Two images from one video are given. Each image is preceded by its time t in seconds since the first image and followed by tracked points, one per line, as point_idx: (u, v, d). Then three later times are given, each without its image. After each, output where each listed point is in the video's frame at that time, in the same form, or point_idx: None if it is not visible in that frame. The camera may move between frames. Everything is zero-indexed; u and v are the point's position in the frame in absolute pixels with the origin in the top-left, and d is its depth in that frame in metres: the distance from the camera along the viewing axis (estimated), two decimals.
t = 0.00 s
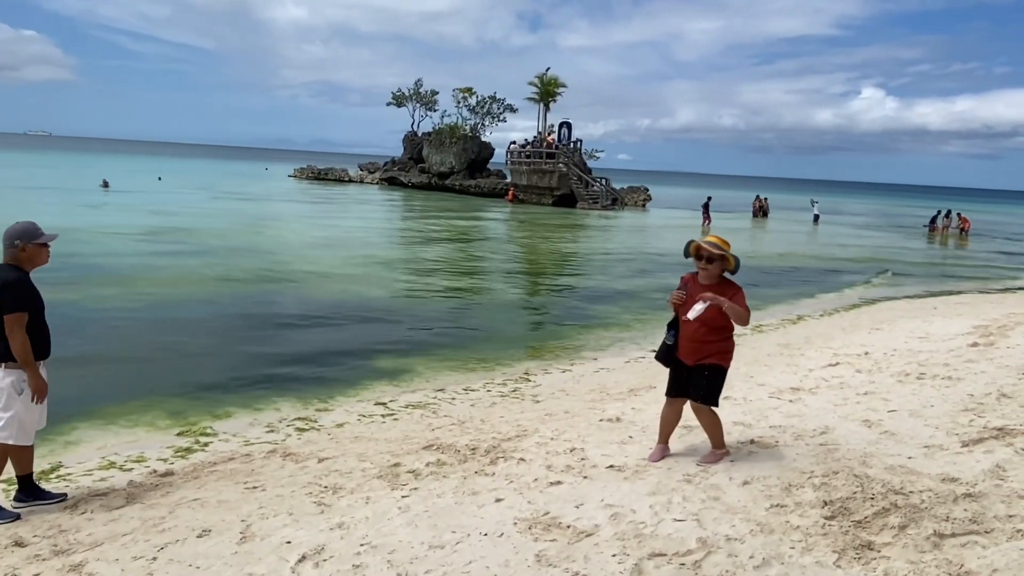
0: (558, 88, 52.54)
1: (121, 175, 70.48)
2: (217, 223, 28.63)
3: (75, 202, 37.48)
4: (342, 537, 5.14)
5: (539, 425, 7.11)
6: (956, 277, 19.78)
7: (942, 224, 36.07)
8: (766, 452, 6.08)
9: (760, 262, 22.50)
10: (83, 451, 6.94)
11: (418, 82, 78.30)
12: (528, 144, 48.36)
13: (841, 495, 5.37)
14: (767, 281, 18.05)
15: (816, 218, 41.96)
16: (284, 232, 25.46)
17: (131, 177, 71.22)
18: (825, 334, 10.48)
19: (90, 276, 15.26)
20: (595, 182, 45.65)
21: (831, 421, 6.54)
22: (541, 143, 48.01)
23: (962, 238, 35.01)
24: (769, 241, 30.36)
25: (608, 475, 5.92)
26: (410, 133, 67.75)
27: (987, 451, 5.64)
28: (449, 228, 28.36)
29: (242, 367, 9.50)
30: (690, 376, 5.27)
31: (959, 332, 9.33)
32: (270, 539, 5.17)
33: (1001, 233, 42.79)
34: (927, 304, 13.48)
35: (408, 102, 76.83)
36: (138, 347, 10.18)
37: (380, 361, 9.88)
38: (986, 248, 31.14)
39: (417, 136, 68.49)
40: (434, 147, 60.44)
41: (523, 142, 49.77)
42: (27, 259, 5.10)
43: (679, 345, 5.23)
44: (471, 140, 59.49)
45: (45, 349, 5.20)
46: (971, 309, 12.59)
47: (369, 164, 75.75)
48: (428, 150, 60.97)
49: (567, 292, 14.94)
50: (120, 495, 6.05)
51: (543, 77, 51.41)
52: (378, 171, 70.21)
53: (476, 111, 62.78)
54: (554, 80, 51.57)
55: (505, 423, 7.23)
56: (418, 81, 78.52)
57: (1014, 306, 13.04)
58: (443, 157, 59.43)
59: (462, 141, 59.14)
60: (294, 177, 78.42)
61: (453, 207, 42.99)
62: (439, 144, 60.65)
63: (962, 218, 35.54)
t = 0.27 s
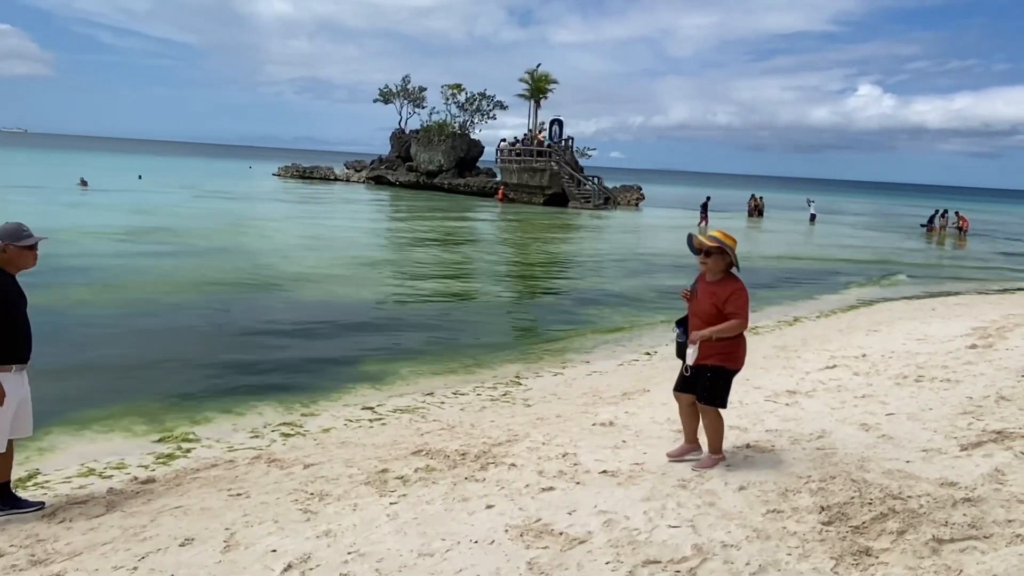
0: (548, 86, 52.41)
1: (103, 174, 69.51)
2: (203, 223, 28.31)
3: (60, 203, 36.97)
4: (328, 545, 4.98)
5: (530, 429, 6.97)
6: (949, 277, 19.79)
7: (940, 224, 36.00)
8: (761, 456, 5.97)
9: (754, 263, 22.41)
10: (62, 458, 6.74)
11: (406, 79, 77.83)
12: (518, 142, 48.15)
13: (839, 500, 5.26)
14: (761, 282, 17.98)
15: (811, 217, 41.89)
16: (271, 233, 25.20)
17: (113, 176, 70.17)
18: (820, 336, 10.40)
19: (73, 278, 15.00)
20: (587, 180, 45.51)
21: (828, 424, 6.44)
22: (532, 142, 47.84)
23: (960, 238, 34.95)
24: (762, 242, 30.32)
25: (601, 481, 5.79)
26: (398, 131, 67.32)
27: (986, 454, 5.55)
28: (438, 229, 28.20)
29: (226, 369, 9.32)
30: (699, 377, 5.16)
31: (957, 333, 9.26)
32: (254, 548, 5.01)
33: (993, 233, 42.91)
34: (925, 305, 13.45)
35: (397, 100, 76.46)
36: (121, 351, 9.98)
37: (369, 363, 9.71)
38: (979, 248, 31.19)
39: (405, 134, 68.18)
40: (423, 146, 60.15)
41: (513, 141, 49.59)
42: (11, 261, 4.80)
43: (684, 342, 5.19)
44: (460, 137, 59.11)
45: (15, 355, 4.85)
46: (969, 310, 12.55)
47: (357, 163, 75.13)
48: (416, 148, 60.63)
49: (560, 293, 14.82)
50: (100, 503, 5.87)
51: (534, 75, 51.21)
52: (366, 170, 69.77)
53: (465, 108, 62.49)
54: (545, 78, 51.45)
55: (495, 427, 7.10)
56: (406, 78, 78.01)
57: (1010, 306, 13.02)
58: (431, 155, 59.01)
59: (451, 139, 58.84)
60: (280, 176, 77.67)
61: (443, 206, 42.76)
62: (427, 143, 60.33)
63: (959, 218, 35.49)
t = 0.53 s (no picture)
0: (538, 85, 52.32)
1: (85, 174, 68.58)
2: (189, 224, 28.04)
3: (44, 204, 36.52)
4: (313, 552, 4.87)
5: (520, 434, 6.88)
6: (939, 279, 19.85)
7: (933, 224, 36.01)
8: (753, 459, 5.91)
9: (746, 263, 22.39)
10: (42, 464, 6.58)
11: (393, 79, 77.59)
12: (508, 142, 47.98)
13: (831, 504, 5.20)
14: (752, 283, 17.96)
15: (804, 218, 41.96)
16: (258, 234, 24.99)
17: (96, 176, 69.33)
18: (814, 338, 10.37)
19: (56, 281, 14.79)
20: (578, 181, 45.37)
21: (820, 428, 6.38)
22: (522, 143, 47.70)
23: (954, 238, 35.03)
24: (753, 243, 30.34)
25: (591, 486, 5.71)
26: (387, 130, 66.96)
27: (979, 457, 5.51)
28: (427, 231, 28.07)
29: (211, 373, 9.18)
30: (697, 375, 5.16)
31: (951, 335, 9.24)
32: (238, 556, 4.89)
33: (982, 234, 43.11)
34: (918, 307, 13.46)
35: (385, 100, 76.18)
36: (105, 355, 9.82)
37: (357, 366, 9.59)
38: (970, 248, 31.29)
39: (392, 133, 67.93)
40: (411, 146, 59.97)
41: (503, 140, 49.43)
42: None
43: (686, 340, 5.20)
44: (449, 137, 58.97)
45: None
46: (962, 311, 12.57)
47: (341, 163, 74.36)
48: (404, 148, 60.44)
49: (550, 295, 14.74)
50: (81, 510, 5.73)
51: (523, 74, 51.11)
52: (354, 169, 69.39)
53: (455, 109, 62.33)
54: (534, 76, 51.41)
55: (484, 432, 7.00)
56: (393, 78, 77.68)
57: (1002, 308, 13.04)
58: (420, 155, 58.90)
59: (440, 139, 58.60)
60: (266, 175, 77.01)
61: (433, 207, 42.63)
62: (416, 143, 60.03)
63: (953, 218, 35.53)
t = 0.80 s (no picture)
0: (526, 85, 52.34)
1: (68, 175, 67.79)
2: (173, 226, 27.74)
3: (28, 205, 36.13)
4: (298, 560, 4.78)
5: (508, 438, 6.80)
6: (927, 280, 19.95)
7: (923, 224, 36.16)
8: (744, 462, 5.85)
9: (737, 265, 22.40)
10: (21, 471, 6.44)
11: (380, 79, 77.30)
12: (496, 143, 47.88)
13: (822, 508, 5.14)
14: (743, 285, 17.97)
15: (794, 219, 42.09)
16: (243, 236, 24.76)
17: (74, 175, 68.77)
18: (805, 341, 10.35)
19: (37, 284, 14.59)
20: (567, 183, 45.33)
21: (811, 431, 6.33)
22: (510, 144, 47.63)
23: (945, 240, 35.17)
24: (743, 245, 30.40)
25: (580, 491, 5.64)
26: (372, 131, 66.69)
27: (970, 460, 5.48)
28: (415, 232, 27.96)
29: (196, 377, 9.05)
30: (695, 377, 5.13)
31: (942, 337, 9.24)
32: (221, 564, 4.78)
33: (971, 234, 43.37)
34: (908, 309, 13.48)
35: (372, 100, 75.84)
36: (88, 360, 9.66)
37: (344, 369, 9.48)
38: (958, 249, 31.45)
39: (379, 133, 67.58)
40: (398, 146, 59.74)
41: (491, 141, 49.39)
42: None
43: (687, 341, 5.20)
44: (436, 138, 58.83)
45: None
46: (952, 313, 12.60)
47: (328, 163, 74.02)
48: (392, 148, 60.16)
49: (540, 297, 14.68)
50: (61, 517, 5.60)
51: (511, 74, 51.04)
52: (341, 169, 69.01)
53: (443, 109, 62.15)
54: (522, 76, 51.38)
55: (472, 436, 6.91)
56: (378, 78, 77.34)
57: (991, 310, 13.08)
58: (408, 156, 58.72)
59: (428, 140, 58.70)
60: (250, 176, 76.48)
61: (421, 209, 42.47)
62: (403, 143, 59.92)
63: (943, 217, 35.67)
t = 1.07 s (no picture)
0: (515, 85, 52.25)
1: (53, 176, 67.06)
2: (160, 228, 27.53)
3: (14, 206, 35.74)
4: (285, 566, 4.71)
5: (498, 442, 6.75)
6: (917, 282, 20.05)
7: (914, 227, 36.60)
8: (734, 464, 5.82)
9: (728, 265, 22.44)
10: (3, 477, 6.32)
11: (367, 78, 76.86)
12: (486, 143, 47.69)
13: (813, 511, 5.11)
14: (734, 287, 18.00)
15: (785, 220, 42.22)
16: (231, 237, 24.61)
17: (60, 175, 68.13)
18: (796, 343, 10.36)
19: (21, 288, 14.42)
20: (558, 184, 45.30)
21: (802, 434, 6.31)
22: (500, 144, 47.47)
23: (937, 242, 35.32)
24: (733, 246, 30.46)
25: (571, 495, 5.59)
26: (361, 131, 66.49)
27: (960, 463, 5.47)
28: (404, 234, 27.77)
29: (182, 379, 8.95)
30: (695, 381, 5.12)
31: (933, 340, 9.26)
32: (207, 571, 4.71)
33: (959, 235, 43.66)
34: (900, 312, 13.54)
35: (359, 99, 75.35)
36: (73, 363, 9.53)
37: (333, 372, 9.41)
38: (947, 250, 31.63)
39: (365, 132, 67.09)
40: (386, 146, 59.39)
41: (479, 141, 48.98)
42: None
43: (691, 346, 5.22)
44: (425, 138, 58.58)
45: None
46: (943, 316, 12.65)
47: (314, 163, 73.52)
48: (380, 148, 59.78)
49: (531, 299, 14.64)
50: (44, 524, 5.49)
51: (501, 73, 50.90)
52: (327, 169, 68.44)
53: (432, 108, 61.90)
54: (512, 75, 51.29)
55: (461, 440, 6.86)
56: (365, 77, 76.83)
57: (981, 313, 13.15)
58: (396, 156, 58.42)
59: (416, 141, 58.33)
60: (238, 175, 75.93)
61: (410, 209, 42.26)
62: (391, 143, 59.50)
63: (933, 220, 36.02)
